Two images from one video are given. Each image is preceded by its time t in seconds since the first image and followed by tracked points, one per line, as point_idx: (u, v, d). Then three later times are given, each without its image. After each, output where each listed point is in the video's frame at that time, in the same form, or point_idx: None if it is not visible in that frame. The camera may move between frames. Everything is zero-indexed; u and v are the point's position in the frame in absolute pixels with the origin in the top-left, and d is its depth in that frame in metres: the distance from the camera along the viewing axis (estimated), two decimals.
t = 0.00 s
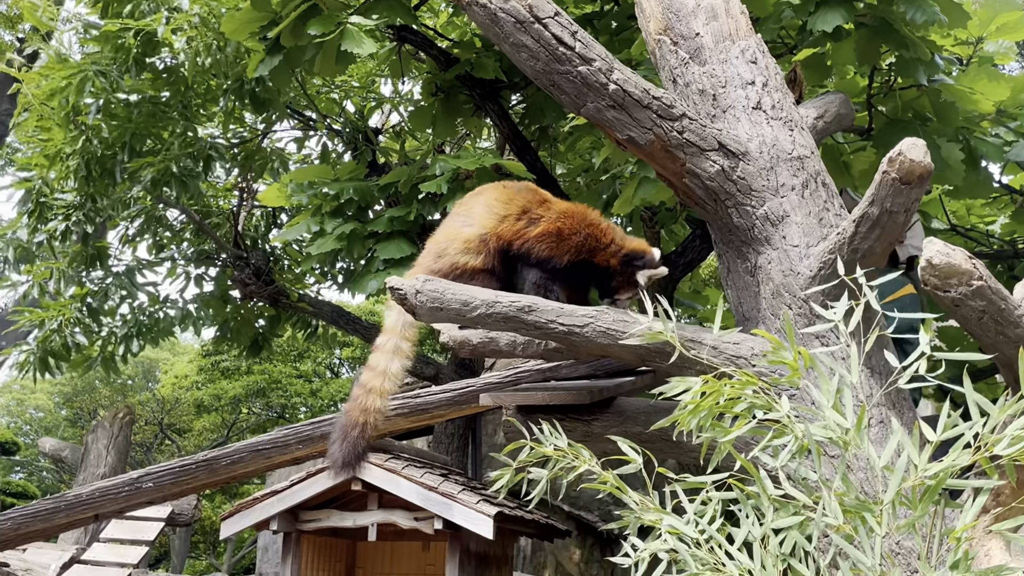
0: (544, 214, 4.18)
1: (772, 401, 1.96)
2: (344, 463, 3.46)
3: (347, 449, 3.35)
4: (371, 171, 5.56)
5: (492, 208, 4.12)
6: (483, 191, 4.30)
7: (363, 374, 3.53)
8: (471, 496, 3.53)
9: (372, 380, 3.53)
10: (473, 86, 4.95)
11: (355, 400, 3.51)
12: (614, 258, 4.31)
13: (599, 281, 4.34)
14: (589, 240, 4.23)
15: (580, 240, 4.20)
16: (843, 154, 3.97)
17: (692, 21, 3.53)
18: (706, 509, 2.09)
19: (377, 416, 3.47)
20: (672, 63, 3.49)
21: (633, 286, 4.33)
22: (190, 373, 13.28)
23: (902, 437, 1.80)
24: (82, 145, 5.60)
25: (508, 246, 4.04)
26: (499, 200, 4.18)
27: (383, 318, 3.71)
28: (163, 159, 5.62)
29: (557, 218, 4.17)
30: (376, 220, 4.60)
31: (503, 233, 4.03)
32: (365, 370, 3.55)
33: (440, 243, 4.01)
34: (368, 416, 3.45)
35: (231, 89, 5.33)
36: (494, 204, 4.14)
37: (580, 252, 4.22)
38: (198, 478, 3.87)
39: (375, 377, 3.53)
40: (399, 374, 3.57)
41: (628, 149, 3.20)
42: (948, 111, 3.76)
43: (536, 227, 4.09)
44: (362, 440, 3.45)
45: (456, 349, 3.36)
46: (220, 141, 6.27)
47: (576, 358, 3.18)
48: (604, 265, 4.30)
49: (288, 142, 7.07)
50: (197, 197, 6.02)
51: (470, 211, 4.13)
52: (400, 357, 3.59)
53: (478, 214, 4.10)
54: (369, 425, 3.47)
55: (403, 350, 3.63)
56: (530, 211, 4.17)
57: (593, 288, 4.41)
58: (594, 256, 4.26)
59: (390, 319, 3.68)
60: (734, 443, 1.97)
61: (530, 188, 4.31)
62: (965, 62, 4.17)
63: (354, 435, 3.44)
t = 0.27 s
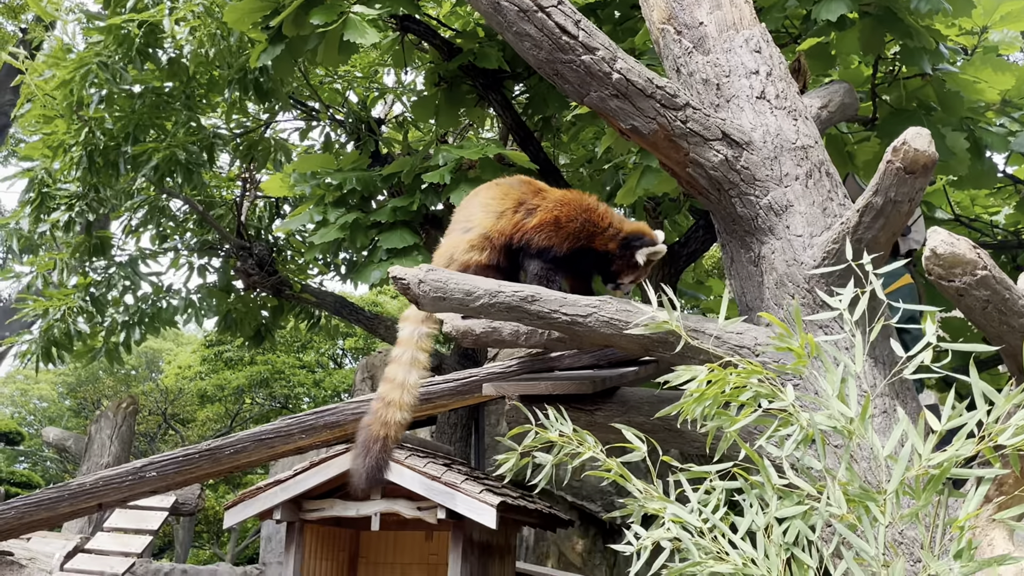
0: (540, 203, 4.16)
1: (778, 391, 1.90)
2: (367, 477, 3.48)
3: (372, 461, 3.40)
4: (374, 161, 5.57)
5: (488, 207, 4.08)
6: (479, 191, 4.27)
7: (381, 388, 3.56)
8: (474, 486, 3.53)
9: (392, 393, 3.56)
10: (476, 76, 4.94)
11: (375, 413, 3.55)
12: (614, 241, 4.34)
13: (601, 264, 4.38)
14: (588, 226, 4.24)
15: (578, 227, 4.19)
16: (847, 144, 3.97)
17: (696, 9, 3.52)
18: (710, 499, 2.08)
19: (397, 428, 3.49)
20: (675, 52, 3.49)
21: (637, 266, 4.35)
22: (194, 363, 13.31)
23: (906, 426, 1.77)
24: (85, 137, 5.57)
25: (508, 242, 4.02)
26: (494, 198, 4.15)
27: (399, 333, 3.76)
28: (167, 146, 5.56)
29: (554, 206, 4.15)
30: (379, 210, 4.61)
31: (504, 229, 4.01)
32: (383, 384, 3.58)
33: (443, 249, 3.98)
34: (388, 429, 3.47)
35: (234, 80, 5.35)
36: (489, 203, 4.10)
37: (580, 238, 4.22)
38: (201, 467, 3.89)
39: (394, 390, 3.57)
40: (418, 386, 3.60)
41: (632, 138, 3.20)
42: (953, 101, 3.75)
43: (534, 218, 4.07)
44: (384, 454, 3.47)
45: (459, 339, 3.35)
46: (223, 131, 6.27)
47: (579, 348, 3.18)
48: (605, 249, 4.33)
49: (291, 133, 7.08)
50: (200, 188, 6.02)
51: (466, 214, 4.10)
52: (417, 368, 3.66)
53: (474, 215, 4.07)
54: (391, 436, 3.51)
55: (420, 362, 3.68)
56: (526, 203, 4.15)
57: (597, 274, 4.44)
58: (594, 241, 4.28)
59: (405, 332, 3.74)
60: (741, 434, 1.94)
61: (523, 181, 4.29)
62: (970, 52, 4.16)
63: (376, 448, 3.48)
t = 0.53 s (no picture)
0: (534, 195, 4.13)
1: (781, 383, 1.88)
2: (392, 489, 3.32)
3: (397, 474, 3.24)
4: (375, 153, 5.57)
5: (483, 208, 4.09)
6: (475, 197, 4.25)
7: (396, 398, 3.43)
8: (474, 477, 3.54)
9: (408, 402, 3.43)
10: (477, 68, 4.93)
11: (392, 425, 3.41)
12: (612, 225, 4.29)
13: (603, 249, 4.35)
14: (584, 212, 4.21)
15: (575, 214, 4.17)
16: (849, 137, 3.99)
17: (698, 1, 3.53)
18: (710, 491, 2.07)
19: (417, 438, 3.38)
20: (676, 43, 3.48)
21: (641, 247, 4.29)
22: (195, 355, 13.33)
23: (906, 419, 1.74)
24: (85, 128, 5.54)
25: (505, 237, 4.01)
26: (489, 198, 4.15)
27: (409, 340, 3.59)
28: (166, 137, 5.58)
29: (549, 197, 4.12)
30: (379, 202, 4.61)
31: (502, 225, 4.01)
32: (398, 393, 3.44)
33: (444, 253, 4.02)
34: (409, 439, 3.35)
35: (235, 73, 5.40)
36: (483, 203, 4.10)
37: (578, 225, 4.19)
38: (202, 458, 3.90)
39: (410, 400, 3.44)
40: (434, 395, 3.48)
41: (632, 130, 3.19)
42: (954, 93, 3.77)
43: (528, 211, 4.05)
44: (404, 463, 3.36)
45: (460, 332, 3.33)
46: (224, 123, 6.27)
47: (580, 339, 3.18)
48: (604, 233, 4.29)
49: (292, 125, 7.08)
50: (201, 180, 6.03)
51: (464, 218, 4.12)
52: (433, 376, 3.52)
53: (470, 217, 4.08)
54: (411, 447, 3.37)
55: (434, 370, 3.53)
56: (520, 196, 4.12)
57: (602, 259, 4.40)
58: (592, 226, 4.25)
59: (416, 340, 3.56)
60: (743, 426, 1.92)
61: (515, 176, 4.25)
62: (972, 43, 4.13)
63: (398, 459, 3.34)
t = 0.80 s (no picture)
0: (535, 186, 4.13)
1: (780, 375, 1.86)
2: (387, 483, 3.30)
3: (392, 466, 3.23)
4: (375, 147, 5.58)
5: (486, 200, 4.08)
6: (477, 195, 4.24)
7: (397, 393, 3.44)
8: (474, 471, 3.54)
9: (409, 397, 3.44)
10: (477, 61, 4.93)
11: (392, 419, 3.41)
12: (615, 215, 4.32)
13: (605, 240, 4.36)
14: (586, 201, 4.23)
15: (578, 203, 4.18)
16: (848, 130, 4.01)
17: None
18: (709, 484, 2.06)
19: (416, 433, 3.37)
20: (677, 36, 3.49)
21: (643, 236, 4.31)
22: (195, 349, 13.35)
23: (904, 411, 1.72)
24: (83, 119, 5.60)
25: (510, 228, 3.99)
26: (492, 191, 4.13)
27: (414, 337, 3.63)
28: (165, 135, 5.60)
29: (551, 187, 4.13)
30: (379, 196, 4.61)
31: (507, 216, 3.99)
32: (400, 388, 3.46)
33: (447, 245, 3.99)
34: (407, 433, 3.34)
35: (237, 68, 5.36)
36: (487, 195, 4.09)
37: (580, 214, 4.20)
38: (201, 451, 3.91)
39: (411, 394, 3.44)
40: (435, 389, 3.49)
41: (632, 123, 3.19)
42: (955, 87, 3.77)
43: (531, 201, 4.04)
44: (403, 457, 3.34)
45: (459, 325, 3.32)
46: (224, 117, 6.27)
47: (579, 332, 3.17)
48: (607, 223, 4.32)
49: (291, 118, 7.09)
50: (201, 173, 6.04)
51: (467, 211, 4.10)
52: (435, 371, 3.53)
53: (473, 209, 4.06)
54: (410, 441, 3.35)
55: (437, 365, 3.56)
56: (522, 188, 4.11)
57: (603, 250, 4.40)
58: (594, 216, 4.26)
59: (421, 335, 3.59)
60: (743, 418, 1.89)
61: (516, 170, 4.25)
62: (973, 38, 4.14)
63: (397, 452, 3.32)
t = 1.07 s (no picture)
0: (535, 179, 4.15)
1: (775, 371, 1.85)
2: (402, 483, 3.28)
3: (405, 465, 3.20)
4: (374, 142, 5.58)
5: (487, 194, 4.10)
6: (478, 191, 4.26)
7: (407, 393, 3.44)
8: (473, 467, 3.55)
9: (419, 396, 3.44)
10: (476, 57, 4.93)
11: (403, 420, 3.40)
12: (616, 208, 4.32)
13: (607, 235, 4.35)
14: (587, 192, 4.25)
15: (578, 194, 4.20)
16: (848, 126, 4.05)
17: None
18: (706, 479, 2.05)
19: (428, 432, 3.36)
20: (676, 32, 3.49)
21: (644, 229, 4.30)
22: (193, 344, 13.35)
23: (901, 407, 1.71)
24: (83, 117, 5.59)
25: (511, 220, 4.00)
26: (493, 185, 4.15)
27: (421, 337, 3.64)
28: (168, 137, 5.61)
29: (551, 179, 4.15)
30: (378, 191, 4.62)
31: (507, 209, 4.01)
32: (408, 388, 3.46)
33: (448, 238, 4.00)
34: (419, 433, 3.33)
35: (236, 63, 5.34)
36: (489, 189, 4.11)
37: (582, 206, 4.21)
38: (200, 446, 3.91)
39: (420, 394, 3.44)
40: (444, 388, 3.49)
41: (631, 119, 3.19)
42: (954, 83, 3.77)
43: (532, 193, 4.06)
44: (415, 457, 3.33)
45: (458, 320, 3.34)
46: (223, 112, 6.27)
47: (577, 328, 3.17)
48: (602, 215, 4.27)
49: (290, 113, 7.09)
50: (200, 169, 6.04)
51: (468, 207, 4.12)
52: (443, 370, 3.53)
53: (474, 204, 4.08)
54: (422, 441, 3.34)
55: (445, 364, 3.55)
56: (522, 181, 4.13)
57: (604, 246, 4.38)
58: (593, 208, 4.26)
59: (427, 336, 3.59)
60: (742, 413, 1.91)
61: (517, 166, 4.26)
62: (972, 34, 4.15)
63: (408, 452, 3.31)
